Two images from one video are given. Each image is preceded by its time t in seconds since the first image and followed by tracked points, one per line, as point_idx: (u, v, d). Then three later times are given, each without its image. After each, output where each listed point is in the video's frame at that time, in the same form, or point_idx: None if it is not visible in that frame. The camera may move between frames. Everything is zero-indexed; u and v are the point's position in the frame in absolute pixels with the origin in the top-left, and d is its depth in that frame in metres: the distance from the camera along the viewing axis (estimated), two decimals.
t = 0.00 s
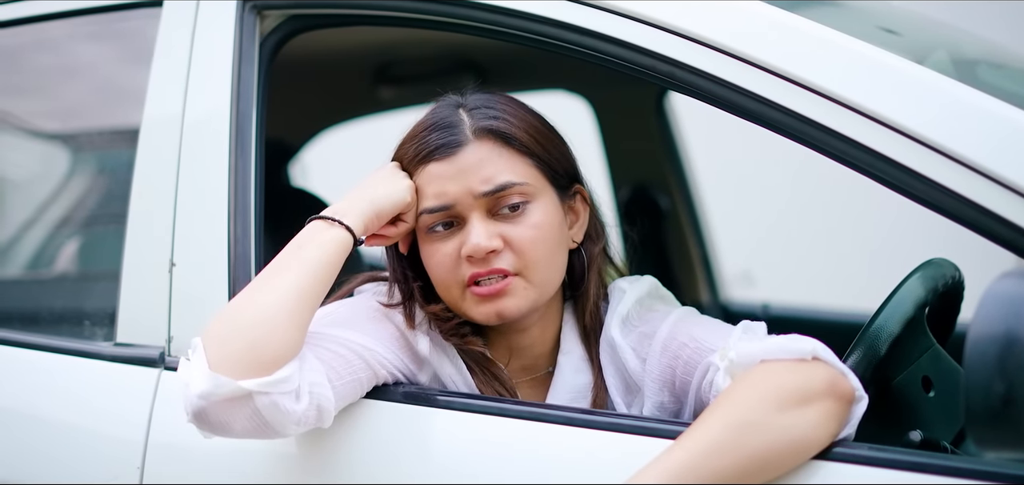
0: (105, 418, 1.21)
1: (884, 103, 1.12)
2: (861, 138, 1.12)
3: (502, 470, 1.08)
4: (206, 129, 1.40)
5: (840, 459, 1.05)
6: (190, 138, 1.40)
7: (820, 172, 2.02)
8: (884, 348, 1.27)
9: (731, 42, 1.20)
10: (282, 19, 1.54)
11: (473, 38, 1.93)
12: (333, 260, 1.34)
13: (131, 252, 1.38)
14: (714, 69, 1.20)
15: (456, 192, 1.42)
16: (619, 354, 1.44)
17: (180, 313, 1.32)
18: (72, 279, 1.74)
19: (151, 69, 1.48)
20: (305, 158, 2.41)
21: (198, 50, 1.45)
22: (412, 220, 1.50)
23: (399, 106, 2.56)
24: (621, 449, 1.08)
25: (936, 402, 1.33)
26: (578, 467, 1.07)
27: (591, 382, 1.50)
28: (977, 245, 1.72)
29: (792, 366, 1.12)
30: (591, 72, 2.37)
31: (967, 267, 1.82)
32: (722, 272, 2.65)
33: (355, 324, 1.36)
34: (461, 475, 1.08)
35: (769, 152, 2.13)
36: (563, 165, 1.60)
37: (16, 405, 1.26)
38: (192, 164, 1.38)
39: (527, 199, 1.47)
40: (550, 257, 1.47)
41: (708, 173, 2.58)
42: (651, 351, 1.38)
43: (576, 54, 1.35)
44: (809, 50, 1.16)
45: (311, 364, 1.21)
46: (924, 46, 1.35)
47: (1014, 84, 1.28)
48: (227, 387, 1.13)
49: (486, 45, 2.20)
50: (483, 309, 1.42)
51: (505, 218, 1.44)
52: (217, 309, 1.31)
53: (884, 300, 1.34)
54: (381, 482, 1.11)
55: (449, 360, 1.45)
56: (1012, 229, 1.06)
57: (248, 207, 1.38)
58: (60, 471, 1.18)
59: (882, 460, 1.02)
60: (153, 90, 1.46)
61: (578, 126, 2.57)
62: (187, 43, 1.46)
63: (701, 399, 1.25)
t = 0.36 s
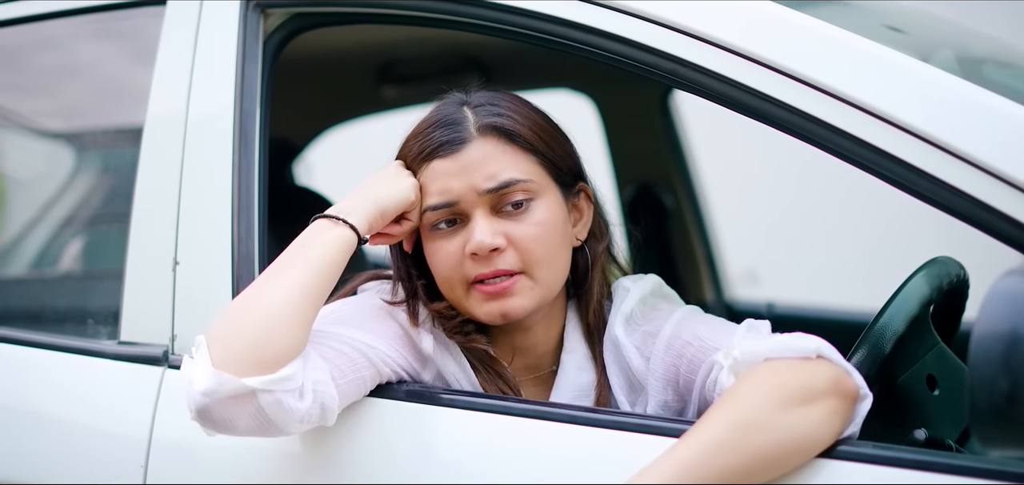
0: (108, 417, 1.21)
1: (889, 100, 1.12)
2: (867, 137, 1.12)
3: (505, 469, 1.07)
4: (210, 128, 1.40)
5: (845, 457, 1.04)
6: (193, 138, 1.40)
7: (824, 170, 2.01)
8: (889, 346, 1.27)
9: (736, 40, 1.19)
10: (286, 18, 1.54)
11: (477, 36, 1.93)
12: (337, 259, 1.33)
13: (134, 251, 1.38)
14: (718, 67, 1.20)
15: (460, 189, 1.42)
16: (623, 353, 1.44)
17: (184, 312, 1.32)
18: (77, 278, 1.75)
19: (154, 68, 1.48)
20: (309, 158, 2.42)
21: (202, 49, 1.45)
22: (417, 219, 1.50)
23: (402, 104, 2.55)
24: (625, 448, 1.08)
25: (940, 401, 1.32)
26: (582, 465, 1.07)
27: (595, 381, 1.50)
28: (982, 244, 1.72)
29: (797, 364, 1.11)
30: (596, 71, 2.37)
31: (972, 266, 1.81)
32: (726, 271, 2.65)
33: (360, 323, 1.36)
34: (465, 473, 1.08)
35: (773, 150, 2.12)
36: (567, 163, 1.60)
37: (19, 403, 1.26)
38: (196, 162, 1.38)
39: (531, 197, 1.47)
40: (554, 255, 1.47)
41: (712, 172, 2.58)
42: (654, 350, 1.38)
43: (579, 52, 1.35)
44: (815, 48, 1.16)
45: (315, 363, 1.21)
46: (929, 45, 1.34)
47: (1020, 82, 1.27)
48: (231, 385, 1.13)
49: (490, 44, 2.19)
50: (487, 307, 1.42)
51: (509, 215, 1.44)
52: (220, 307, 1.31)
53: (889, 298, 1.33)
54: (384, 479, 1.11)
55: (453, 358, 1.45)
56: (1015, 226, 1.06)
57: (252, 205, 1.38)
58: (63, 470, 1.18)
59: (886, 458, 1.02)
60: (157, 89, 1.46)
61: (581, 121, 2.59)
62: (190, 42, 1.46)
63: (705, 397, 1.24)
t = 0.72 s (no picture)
0: (108, 415, 1.21)
1: (888, 98, 1.12)
2: (867, 135, 1.12)
3: (506, 467, 1.07)
4: (210, 126, 1.40)
5: (846, 455, 1.04)
6: (193, 136, 1.40)
7: (825, 169, 2.01)
8: (890, 345, 1.26)
9: (737, 38, 1.19)
10: (287, 16, 1.54)
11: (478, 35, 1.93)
12: (338, 256, 1.33)
13: (134, 249, 1.38)
14: (718, 65, 1.20)
15: (462, 186, 1.42)
16: (624, 351, 1.44)
17: (184, 310, 1.32)
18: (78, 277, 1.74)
19: (156, 66, 1.48)
20: (310, 157, 2.42)
21: (203, 47, 1.45)
22: (418, 217, 1.50)
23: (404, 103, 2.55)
24: (626, 446, 1.07)
25: (941, 399, 1.32)
26: (583, 464, 1.07)
27: (596, 379, 1.50)
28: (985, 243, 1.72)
29: (798, 362, 1.11)
30: (598, 69, 2.37)
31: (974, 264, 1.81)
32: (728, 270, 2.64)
33: (360, 321, 1.36)
34: (466, 471, 1.08)
35: (774, 149, 2.12)
36: (569, 160, 1.60)
37: (19, 401, 1.26)
38: (196, 160, 1.38)
39: (533, 194, 1.47)
40: (556, 253, 1.47)
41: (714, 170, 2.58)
42: (656, 349, 1.38)
43: (579, 50, 1.35)
44: (815, 46, 1.16)
45: (314, 361, 1.21)
46: (932, 43, 1.34)
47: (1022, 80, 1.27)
48: (229, 382, 1.13)
49: (491, 42, 2.19)
50: (488, 305, 1.42)
51: (510, 213, 1.44)
52: (220, 306, 1.31)
53: (889, 297, 1.33)
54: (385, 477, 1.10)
55: (453, 357, 1.44)
56: (1014, 223, 1.06)
57: (252, 204, 1.38)
58: (63, 468, 1.18)
59: (887, 457, 1.01)
60: (157, 87, 1.46)
61: (583, 121, 2.58)
62: (191, 41, 1.46)
63: (706, 395, 1.24)
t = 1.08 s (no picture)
0: (111, 414, 1.21)
1: (888, 98, 1.12)
2: (868, 135, 1.12)
3: (508, 467, 1.08)
4: (213, 126, 1.40)
5: (847, 455, 1.04)
6: (196, 136, 1.40)
7: (828, 169, 2.01)
8: (891, 344, 1.26)
9: (738, 38, 1.19)
10: (290, 16, 1.54)
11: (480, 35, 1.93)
12: (340, 256, 1.34)
13: (137, 249, 1.38)
14: (720, 65, 1.20)
15: (465, 187, 1.43)
16: (627, 351, 1.44)
17: (187, 310, 1.32)
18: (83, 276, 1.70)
19: (158, 66, 1.48)
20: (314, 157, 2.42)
21: (206, 47, 1.45)
22: (421, 217, 1.50)
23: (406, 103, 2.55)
24: (627, 446, 1.08)
25: (943, 399, 1.32)
26: (584, 463, 1.07)
27: (599, 379, 1.50)
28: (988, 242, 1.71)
29: (800, 362, 1.11)
30: (600, 70, 2.37)
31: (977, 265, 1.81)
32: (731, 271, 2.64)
33: (362, 321, 1.36)
34: (467, 471, 1.08)
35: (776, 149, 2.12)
36: (572, 161, 1.60)
37: (23, 400, 1.26)
38: (199, 160, 1.38)
39: (536, 195, 1.47)
40: (558, 253, 1.47)
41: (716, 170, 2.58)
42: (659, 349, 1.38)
43: (580, 50, 1.35)
44: (816, 46, 1.16)
45: (315, 361, 1.21)
46: (934, 43, 1.34)
47: None
48: (231, 381, 1.13)
49: (493, 42, 2.20)
50: (491, 305, 1.42)
51: (513, 213, 1.44)
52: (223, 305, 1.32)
53: (891, 297, 1.33)
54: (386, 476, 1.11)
55: (456, 357, 1.45)
56: (1015, 223, 1.06)
57: (255, 203, 1.38)
58: (66, 467, 1.19)
59: (888, 457, 1.01)
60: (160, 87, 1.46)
61: (587, 122, 2.57)
62: (194, 41, 1.46)
63: (708, 395, 1.24)
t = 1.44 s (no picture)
0: (115, 413, 1.22)
1: (889, 97, 1.12)
2: (868, 134, 1.12)
3: (509, 466, 1.08)
4: (217, 126, 1.40)
5: (848, 455, 1.04)
6: (200, 136, 1.40)
7: (830, 169, 2.01)
8: (893, 345, 1.26)
9: (741, 38, 1.19)
10: (293, 16, 1.55)
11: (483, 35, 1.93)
12: (342, 256, 1.34)
13: (141, 248, 1.38)
14: (722, 65, 1.20)
15: (466, 187, 1.43)
16: (630, 349, 1.44)
17: (191, 309, 1.32)
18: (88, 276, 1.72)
19: (162, 66, 1.49)
20: (318, 156, 2.43)
21: (209, 47, 1.45)
22: (422, 217, 1.51)
23: (410, 103, 2.55)
24: (628, 445, 1.08)
25: (946, 399, 1.32)
26: (585, 462, 1.07)
27: (603, 378, 1.50)
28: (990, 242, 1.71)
29: (801, 362, 1.11)
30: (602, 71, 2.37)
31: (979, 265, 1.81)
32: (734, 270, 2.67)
33: (365, 321, 1.36)
34: (469, 470, 1.08)
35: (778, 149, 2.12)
36: (572, 159, 1.60)
37: (26, 400, 1.27)
38: (203, 160, 1.39)
39: (537, 194, 1.47)
40: (560, 252, 1.47)
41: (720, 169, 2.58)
42: (662, 347, 1.38)
43: (582, 50, 1.35)
44: (817, 45, 1.16)
45: (318, 360, 1.22)
46: (937, 43, 1.34)
47: None
48: (233, 381, 1.13)
49: (496, 42, 2.20)
50: (496, 306, 1.43)
51: (515, 213, 1.44)
52: (224, 304, 1.32)
53: (893, 297, 1.33)
54: (389, 476, 1.11)
55: (458, 356, 1.45)
56: (1016, 223, 1.06)
57: (258, 203, 1.39)
58: (70, 466, 1.19)
59: (889, 457, 1.02)
60: (164, 87, 1.46)
61: (589, 121, 2.58)
62: (198, 41, 1.46)
63: (710, 394, 1.24)
